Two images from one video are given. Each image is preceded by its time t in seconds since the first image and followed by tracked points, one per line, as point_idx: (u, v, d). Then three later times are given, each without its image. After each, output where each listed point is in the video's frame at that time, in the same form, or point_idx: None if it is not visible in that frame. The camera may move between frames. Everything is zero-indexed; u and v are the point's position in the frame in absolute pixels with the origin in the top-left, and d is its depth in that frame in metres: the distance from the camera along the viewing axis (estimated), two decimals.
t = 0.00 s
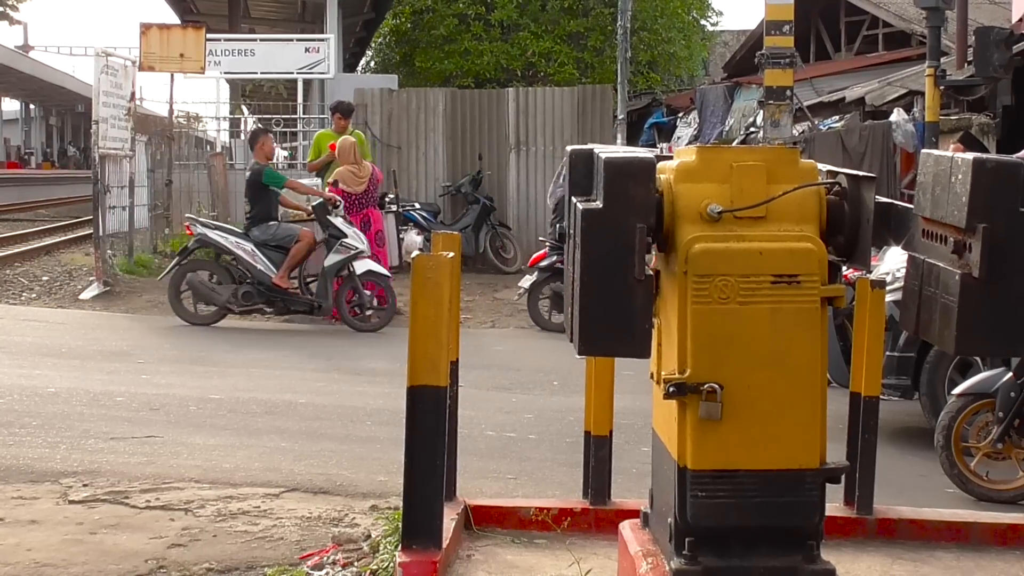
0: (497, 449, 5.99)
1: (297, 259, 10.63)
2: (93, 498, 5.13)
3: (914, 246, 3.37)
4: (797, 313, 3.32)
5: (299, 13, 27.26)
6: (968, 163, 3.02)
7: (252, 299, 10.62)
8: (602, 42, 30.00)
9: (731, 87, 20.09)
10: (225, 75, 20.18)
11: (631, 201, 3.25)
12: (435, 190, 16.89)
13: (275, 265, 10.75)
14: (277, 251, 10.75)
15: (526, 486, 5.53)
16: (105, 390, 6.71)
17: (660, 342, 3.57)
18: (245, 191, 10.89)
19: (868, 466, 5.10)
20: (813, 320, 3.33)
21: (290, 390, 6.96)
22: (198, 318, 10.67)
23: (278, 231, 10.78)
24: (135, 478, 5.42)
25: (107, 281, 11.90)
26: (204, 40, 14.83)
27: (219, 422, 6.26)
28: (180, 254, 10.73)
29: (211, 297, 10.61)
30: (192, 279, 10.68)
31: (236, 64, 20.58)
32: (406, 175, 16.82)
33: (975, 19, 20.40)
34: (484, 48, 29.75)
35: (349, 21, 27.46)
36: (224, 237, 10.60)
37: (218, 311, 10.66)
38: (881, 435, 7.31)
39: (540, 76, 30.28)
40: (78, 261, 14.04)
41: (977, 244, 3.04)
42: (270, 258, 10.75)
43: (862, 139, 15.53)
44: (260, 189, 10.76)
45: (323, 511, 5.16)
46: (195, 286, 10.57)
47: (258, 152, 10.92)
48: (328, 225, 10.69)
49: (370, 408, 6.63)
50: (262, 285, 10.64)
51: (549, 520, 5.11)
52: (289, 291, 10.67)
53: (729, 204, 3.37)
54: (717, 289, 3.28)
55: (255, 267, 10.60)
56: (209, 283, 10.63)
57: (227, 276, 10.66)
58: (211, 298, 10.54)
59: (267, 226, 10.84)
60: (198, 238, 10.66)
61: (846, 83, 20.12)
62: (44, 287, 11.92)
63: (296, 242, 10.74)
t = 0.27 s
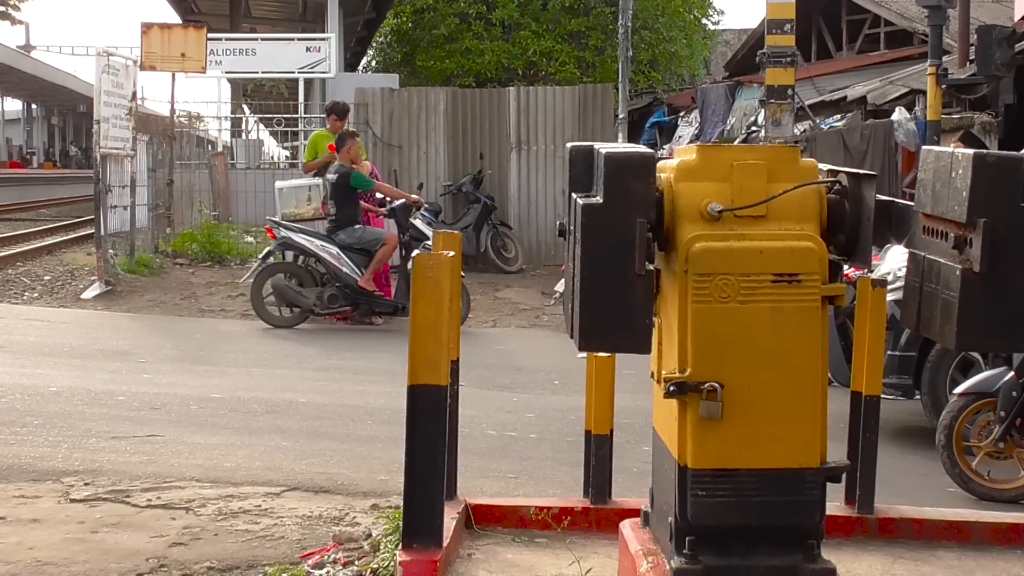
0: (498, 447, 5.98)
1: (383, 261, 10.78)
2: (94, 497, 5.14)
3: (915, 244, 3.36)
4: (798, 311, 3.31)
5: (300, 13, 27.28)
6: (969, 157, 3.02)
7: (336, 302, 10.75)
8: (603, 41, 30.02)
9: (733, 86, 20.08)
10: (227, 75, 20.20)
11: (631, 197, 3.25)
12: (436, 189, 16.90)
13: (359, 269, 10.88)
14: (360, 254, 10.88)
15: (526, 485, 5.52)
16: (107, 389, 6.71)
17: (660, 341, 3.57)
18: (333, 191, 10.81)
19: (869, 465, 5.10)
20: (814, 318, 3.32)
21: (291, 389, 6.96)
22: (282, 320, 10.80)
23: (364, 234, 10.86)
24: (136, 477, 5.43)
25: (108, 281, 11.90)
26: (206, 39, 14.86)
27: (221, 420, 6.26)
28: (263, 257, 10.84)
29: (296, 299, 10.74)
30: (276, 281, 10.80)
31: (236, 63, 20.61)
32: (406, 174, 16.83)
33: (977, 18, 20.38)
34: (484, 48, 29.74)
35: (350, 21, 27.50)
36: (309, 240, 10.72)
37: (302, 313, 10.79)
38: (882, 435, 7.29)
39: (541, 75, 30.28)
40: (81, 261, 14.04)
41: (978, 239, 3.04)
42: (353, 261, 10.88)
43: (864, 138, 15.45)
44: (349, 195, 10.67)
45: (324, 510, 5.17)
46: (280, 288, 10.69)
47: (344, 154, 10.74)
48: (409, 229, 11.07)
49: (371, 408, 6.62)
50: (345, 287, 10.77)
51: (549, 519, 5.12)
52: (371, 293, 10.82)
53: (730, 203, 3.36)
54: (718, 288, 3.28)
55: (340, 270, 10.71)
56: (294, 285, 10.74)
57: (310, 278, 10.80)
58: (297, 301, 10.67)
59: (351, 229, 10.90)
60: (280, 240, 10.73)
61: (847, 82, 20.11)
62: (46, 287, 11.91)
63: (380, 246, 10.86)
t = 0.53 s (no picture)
0: (500, 445, 5.96)
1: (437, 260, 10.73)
2: (97, 495, 5.15)
3: (919, 242, 3.35)
4: (801, 310, 3.31)
5: (304, 12, 27.28)
6: (973, 155, 3.02)
7: (392, 301, 10.70)
8: (606, 40, 30.01)
9: (736, 85, 20.10)
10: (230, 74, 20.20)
11: (634, 194, 3.26)
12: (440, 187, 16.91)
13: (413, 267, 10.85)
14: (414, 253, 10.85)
15: (529, 484, 5.52)
16: (111, 387, 6.72)
17: (663, 339, 3.57)
18: (388, 190, 10.98)
19: (873, 465, 5.09)
20: (817, 317, 3.32)
21: (294, 388, 6.96)
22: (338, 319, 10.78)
23: (418, 233, 10.84)
24: (139, 475, 5.44)
25: (111, 279, 11.91)
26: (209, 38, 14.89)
27: (224, 419, 6.26)
28: (317, 257, 10.76)
29: (353, 300, 10.69)
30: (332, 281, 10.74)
31: (239, 63, 20.55)
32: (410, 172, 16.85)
33: (981, 17, 20.34)
34: (488, 46, 29.73)
35: (354, 19, 27.52)
36: (365, 241, 10.60)
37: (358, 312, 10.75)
38: (886, 435, 7.28)
39: (544, 74, 30.26)
40: (85, 259, 14.04)
41: (982, 238, 3.04)
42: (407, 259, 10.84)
43: (868, 137, 15.54)
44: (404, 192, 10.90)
45: (327, 508, 5.17)
46: (337, 290, 10.64)
47: (402, 154, 11.03)
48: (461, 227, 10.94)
49: (374, 406, 6.62)
50: (401, 287, 10.72)
51: (552, 518, 5.11)
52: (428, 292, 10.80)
53: (732, 201, 3.37)
54: (720, 287, 3.28)
55: (396, 269, 10.63)
56: (350, 286, 10.68)
57: (366, 278, 10.73)
58: (355, 302, 10.62)
59: (405, 229, 10.90)
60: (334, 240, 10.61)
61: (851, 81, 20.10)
62: (51, 286, 11.93)
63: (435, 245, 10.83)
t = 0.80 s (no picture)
0: (505, 444, 5.95)
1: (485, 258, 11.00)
2: (103, 492, 5.15)
3: (925, 240, 3.34)
4: (807, 308, 3.30)
5: (309, 10, 27.28)
6: (980, 151, 3.01)
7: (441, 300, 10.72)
8: (612, 38, 29.99)
9: (742, 83, 20.04)
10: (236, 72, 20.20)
11: (639, 191, 3.27)
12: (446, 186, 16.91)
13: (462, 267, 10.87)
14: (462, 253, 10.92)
15: (535, 482, 5.51)
16: (116, 385, 6.72)
17: (668, 338, 3.57)
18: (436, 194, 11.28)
19: (878, 463, 5.08)
20: (822, 315, 3.31)
21: (298, 386, 6.96)
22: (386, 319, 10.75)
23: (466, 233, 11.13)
24: (145, 473, 5.44)
25: (116, 277, 11.89)
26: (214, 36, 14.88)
27: (229, 417, 6.26)
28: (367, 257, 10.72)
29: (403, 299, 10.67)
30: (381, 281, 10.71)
31: (245, 61, 20.56)
32: (416, 171, 16.83)
33: (988, 14, 20.30)
34: (493, 44, 29.70)
35: (359, 17, 27.52)
36: (415, 241, 10.59)
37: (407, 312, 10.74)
38: (892, 434, 7.26)
39: (550, 72, 30.23)
40: (91, 258, 14.05)
41: (988, 235, 3.03)
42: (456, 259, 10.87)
43: (873, 135, 15.52)
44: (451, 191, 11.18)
45: (332, 507, 5.17)
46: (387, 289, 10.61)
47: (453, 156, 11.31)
48: (505, 226, 11.28)
49: (379, 404, 6.61)
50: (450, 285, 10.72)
51: (557, 516, 5.11)
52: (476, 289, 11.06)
53: (738, 200, 3.36)
54: (725, 285, 3.27)
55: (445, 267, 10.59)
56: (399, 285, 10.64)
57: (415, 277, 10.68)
58: (404, 300, 10.55)
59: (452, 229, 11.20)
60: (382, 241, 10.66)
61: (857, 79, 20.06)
62: (56, 284, 11.93)
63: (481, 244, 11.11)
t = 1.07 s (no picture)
0: (511, 442, 5.95)
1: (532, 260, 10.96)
2: (110, 490, 5.17)
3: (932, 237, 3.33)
4: (813, 306, 3.30)
5: (316, 8, 27.30)
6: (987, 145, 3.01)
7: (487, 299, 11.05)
8: (618, 36, 29.96)
9: (750, 81, 20.01)
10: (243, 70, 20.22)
11: (645, 185, 3.28)
12: (452, 184, 16.96)
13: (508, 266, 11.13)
14: (510, 253, 11.15)
15: (541, 481, 5.51)
16: (124, 383, 6.73)
17: (674, 337, 3.57)
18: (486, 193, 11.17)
19: (885, 462, 5.07)
20: (829, 313, 3.31)
21: (305, 384, 6.97)
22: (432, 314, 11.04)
23: (514, 234, 11.16)
24: (152, 470, 5.46)
25: (124, 275, 11.89)
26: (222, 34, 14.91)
27: (236, 414, 6.27)
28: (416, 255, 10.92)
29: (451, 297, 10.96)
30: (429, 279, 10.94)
31: (252, 59, 20.60)
32: (422, 169, 16.94)
33: (996, 12, 20.25)
34: (500, 42, 29.69)
35: (366, 16, 27.50)
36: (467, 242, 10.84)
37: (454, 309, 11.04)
38: (900, 432, 7.25)
39: (557, 70, 30.21)
40: (99, 256, 14.07)
41: (995, 228, 3.02)
42: (504, 259, 11.12)
43: (881, 133, 15.56)
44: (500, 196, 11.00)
45: (339, 504, 5.18)
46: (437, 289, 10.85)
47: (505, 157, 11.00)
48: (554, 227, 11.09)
49: (385, 402, 6.61)
50: (497, 285, 11.01)
51: (563, 515, 5.11)
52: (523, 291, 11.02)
53: (744, 197, 3.36)
54: (732, 283, 3.27)
55: (493, 268, 10.93)
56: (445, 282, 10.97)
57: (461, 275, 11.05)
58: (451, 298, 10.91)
59: (503, 230, 11.18)
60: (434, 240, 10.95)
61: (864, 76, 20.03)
62: (64, 282, 11.91)
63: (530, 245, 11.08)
